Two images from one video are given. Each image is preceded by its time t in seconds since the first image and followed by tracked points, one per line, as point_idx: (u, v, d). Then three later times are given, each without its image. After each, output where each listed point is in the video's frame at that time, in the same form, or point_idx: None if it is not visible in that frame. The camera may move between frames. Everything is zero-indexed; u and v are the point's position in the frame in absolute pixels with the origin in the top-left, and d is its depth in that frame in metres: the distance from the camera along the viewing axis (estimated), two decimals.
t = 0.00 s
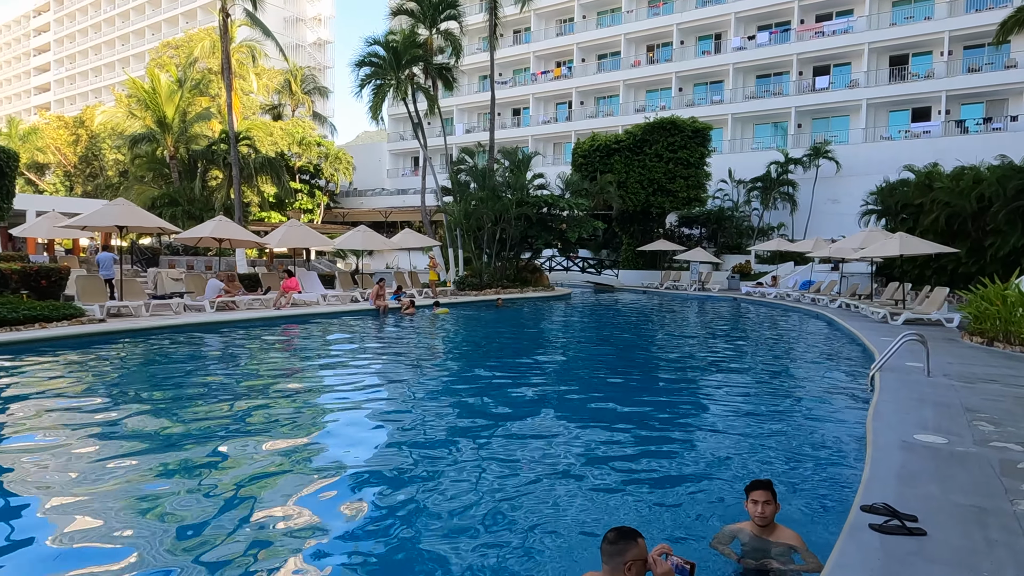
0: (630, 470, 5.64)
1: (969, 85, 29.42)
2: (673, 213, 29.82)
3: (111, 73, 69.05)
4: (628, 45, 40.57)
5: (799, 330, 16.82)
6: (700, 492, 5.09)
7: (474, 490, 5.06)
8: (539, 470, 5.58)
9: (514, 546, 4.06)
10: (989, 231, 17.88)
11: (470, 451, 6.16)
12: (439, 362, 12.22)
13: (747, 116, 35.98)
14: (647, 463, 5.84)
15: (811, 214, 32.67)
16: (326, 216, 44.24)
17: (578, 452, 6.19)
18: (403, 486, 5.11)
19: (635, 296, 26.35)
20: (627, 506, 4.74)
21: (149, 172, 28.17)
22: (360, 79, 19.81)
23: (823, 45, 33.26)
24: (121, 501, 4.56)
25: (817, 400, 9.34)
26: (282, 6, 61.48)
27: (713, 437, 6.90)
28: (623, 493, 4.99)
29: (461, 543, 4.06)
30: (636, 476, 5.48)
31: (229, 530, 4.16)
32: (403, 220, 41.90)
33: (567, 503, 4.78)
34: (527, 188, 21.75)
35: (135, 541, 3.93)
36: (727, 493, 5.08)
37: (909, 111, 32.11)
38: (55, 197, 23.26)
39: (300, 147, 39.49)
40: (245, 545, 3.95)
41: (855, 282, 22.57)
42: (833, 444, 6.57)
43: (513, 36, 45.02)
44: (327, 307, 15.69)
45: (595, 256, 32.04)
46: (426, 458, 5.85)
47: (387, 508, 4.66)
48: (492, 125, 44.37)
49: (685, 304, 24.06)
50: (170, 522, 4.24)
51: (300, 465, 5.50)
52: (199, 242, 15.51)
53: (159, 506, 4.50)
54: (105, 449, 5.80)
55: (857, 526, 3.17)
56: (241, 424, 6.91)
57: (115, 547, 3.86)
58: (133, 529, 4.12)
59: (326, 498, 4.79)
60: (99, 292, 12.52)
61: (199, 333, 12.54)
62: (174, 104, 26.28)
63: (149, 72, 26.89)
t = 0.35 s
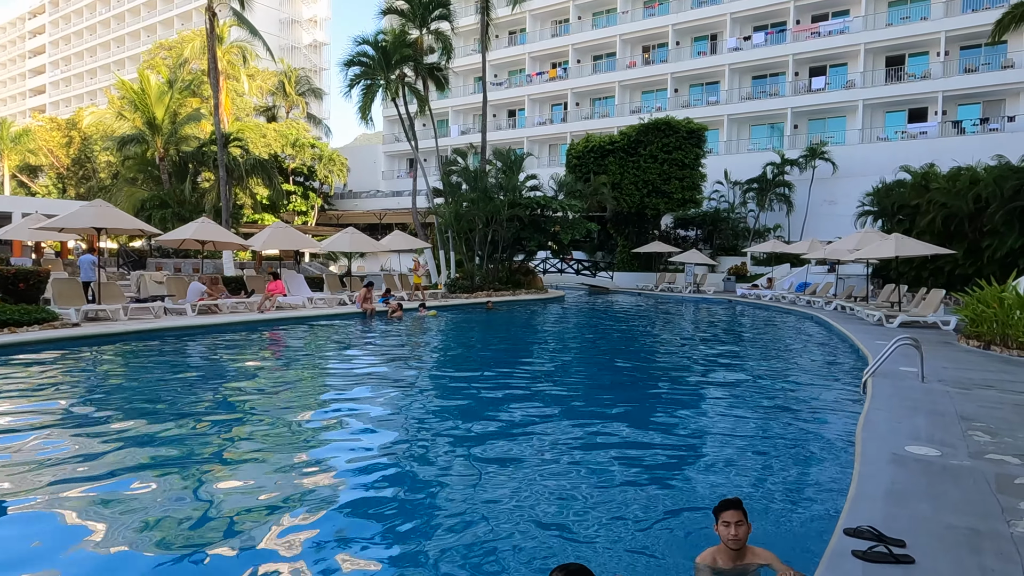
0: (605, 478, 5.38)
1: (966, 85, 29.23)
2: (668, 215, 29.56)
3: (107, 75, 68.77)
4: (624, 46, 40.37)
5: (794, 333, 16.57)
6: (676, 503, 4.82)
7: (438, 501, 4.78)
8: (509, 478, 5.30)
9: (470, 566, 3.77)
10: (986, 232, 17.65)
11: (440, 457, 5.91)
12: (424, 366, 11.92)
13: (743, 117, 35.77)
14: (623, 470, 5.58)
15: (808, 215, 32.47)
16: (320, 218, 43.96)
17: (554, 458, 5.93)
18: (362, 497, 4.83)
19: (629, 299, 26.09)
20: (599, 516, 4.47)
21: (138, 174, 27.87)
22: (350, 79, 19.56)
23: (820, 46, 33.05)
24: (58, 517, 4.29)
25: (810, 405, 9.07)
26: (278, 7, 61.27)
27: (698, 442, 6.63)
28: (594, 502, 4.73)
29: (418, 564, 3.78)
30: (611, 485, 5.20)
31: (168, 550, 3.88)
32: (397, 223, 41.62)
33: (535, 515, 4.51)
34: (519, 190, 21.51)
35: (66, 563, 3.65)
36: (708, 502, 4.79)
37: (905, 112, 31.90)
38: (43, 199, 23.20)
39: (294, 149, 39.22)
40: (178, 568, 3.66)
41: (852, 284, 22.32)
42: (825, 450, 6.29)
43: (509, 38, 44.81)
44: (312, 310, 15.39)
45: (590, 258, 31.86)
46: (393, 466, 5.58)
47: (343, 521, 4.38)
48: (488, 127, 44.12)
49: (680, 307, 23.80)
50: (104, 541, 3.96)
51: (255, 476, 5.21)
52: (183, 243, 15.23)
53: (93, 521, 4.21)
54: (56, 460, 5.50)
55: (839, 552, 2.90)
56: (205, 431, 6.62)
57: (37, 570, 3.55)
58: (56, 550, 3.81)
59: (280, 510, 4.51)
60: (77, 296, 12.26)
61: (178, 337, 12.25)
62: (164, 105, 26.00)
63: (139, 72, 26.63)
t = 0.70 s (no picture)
0: (576, 487, 5.09)
1: (965, 86, 28.96)
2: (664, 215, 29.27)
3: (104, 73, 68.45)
4: (621, 46, 40.12)
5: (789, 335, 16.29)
6: (649, 515, 4.54)
7: (395, 513, 4.49)
8: (474, 488, 5.02)
9: None
10: (984, 234, 17.37)
11: (405, 464, 5.63)
12: (407, 367, 11.65)
13: (740, 118, 35.50)
14: (597, 479, 5.30)
15: (805, 217, 32.20)
16: (316, 217, 43.68)
17: (526, 465, 5.64)
18: (314, 508, 4.55)
19: (624, 300, 25.82)
20: (565, 530, 4.18)
21: (129, 172, 27.55)
22: (340, 76, 19.27)
23: (818, 46, 32.77)
24: None
25: (800, 408, 8.79)
26: (275, 6, 60.94)
27: (679, 448, 6.35)
28: (561, 515, 4.43)
29: None
30: (581, 495, 4.92)
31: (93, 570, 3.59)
32: (392, 222, 41.36)
33: (495, 530, 4.23)
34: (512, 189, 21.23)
35: None
36: (681, 513, 4.52)
37: (904, 113, 31.64)
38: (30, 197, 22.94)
39: (288, 148, 38.92)
40: None
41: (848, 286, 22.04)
42: (811, 458, 6.01)
43: (506, 37, 44.54)
44: (297, 310, 15.12)
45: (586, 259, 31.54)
46: (356, 475, 5.29)
47: (289, 536, 4.10)
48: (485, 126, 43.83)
49: (675, 308, 23.53)
50: (27, 560, 3.68)
51: (207, 486, 4.94)
52: (166, 241, 14.97)
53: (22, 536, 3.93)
54: None
55: None
56: (166, 437, 6.36)
57: None
58: None
59: (224, 524, 4.23)
60: (52, 295, 11.98)
61: (156, 338, 11.97)
62: (155, 102, 25.68)
63: (129, 69, 26.32)
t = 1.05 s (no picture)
0: (549, 500, 4.81)
1: (964, 84, 28.67)
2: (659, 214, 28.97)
3: (99, 70, 68.06)
4: (618, 43, 39.81)
5: (783, 336, 16.01)
6: (623, 531, 4.26)
7: (351, 526, 4.21)
8: (441, 500, 4.74)
9: None
10: (983, 234, 17.10)
11: (372, 472, 5.34)
12: (390, 367, 11.36)
13: (737, 116, 35.20)
14: (571, 491, 5.02)
15: (802, 216, 31.94)
16: (310, 215, 43.36)
17: (499, 475, 5.36)
18: (266, 520, 4.27)
19: (619, 300, 25.56)
20: (532, 551, 3.89)
21: (119, 168, 27.19)
22: (329, 71, 18.96)
23: (816, 43, 32.45)
24: None
25: (791, 412, 8.51)
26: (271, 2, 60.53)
27: (662, 456, 6.06)
28: (529, 534, 4.15)
29: None
30: (553, 508, 4.64)
31: None
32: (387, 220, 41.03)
33: (456, 548, 3.95)
34: (504, 187, 20.90)
35: None
36: (659, 532, 4.23)
37: (902, 111, 31.36)
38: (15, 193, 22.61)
39: (281, 145, 38.59)
40: None
41: (845, 286, 21.76)
42: (799, 466, 5.74)
43: (502, 34, 44.20)
44: (281, 308, 14.81)
45: (581, 258, 31.25)
46: (317, 484, 4.99)
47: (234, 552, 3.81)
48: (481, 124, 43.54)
49: (669, 308, 23.26)
50: None
51: (157, 494, 4.66)
52: (148, 238, 14.67)
53: None
54: None
55: None
56: (125, 441, 6.08)
57: None
58: None
59: (167, 538, 3.95)
60: (25, 293, 11.67)
61: (133, 337, 11.70)
62: (144, 97, 25.35)
63: (117, 64, 25.98)
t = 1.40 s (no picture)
0: (520, 513, 4.50)
1: (965, 85, 28.39)
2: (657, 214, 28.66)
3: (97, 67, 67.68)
4: (617, 41, 39.54)
5: (780, 339, 15.73)
6: (596, 549, 3.97)
7: (309, 543, 3.94)
8: (404, 514, 4.43)
9: None
10: (984, 236, 16.82)
11: (336, 480, 5.04)
12: (375, 369, 11.06)
13: (737, 116, 34.90)
14: (549, 503, 4.74)
15: (801, 217, 31.68)
16: (306, 214, 43.08)
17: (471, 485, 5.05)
18: (210, 535, 3.95)
19: (616, 301, 25.30)
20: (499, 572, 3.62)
21: (111, 165, 26.90)
22: (321, 67, 18.66)
23: (817, 42, 32.14)
24: None
25: (785, 417, 8.21)
26: None
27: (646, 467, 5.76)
28: (498, 553, 3.86)
29: None
30: (523, 524, 4.33)
31: None
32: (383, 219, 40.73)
33: (418, 569, 3.67)
34: (499, 186, 20.61)
35: None
36: (637, 550, 3.95)
37: (903, 112, 31.07)
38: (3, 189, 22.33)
39: (277, 142, 38.33)
40: None
41: (843, 288, 21.47)
42: (790, 480, 5.42)
43: (501, 32, 43.90)
44: (267, 308, 14.52)
45: (578, 258, 30.99)
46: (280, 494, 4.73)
47: (174, 570, 3.52)
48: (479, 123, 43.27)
49: (666, 310, 22.97)
50: None
51: (108, 504, 4.39)
52: (132, 236, 14.38)
53: None
54: None
55: None
56: (86, 445, 5.82)
57: None
58: None
59: (106, 554, 3.67)
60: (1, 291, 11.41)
61: (113, 336, 11.43)
62: (136, 93, 25.08)
63: (109, 59, 25.70)
